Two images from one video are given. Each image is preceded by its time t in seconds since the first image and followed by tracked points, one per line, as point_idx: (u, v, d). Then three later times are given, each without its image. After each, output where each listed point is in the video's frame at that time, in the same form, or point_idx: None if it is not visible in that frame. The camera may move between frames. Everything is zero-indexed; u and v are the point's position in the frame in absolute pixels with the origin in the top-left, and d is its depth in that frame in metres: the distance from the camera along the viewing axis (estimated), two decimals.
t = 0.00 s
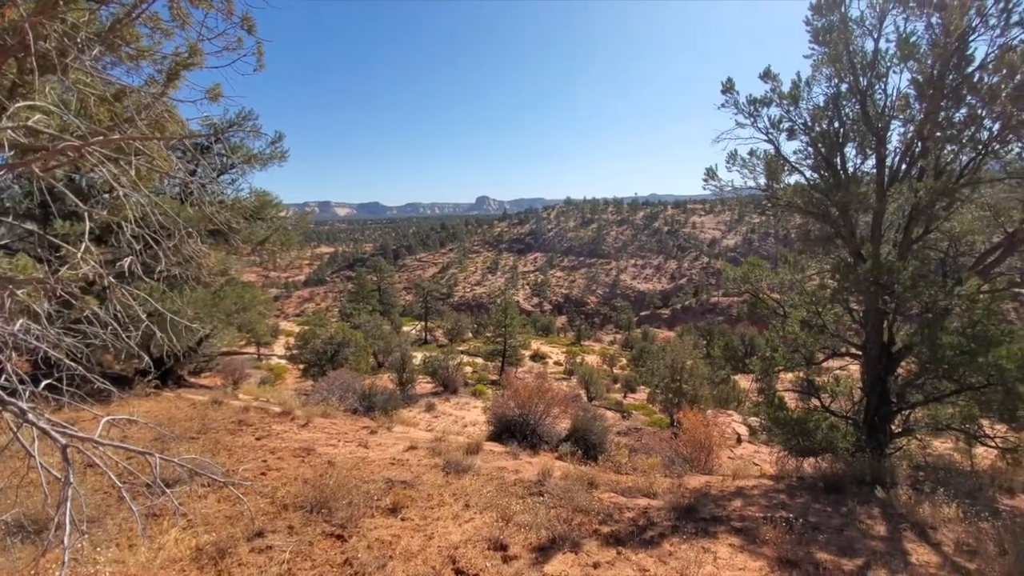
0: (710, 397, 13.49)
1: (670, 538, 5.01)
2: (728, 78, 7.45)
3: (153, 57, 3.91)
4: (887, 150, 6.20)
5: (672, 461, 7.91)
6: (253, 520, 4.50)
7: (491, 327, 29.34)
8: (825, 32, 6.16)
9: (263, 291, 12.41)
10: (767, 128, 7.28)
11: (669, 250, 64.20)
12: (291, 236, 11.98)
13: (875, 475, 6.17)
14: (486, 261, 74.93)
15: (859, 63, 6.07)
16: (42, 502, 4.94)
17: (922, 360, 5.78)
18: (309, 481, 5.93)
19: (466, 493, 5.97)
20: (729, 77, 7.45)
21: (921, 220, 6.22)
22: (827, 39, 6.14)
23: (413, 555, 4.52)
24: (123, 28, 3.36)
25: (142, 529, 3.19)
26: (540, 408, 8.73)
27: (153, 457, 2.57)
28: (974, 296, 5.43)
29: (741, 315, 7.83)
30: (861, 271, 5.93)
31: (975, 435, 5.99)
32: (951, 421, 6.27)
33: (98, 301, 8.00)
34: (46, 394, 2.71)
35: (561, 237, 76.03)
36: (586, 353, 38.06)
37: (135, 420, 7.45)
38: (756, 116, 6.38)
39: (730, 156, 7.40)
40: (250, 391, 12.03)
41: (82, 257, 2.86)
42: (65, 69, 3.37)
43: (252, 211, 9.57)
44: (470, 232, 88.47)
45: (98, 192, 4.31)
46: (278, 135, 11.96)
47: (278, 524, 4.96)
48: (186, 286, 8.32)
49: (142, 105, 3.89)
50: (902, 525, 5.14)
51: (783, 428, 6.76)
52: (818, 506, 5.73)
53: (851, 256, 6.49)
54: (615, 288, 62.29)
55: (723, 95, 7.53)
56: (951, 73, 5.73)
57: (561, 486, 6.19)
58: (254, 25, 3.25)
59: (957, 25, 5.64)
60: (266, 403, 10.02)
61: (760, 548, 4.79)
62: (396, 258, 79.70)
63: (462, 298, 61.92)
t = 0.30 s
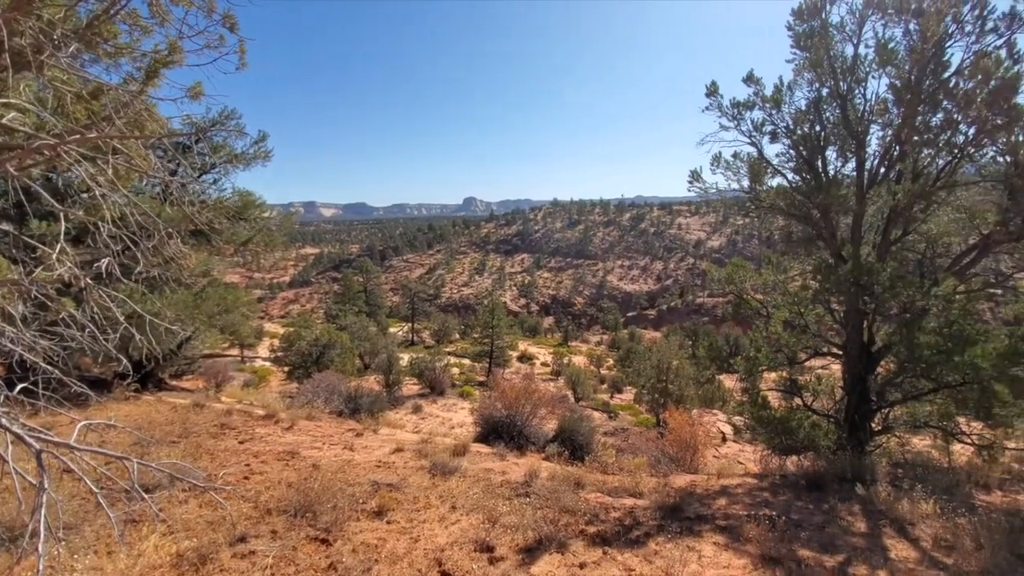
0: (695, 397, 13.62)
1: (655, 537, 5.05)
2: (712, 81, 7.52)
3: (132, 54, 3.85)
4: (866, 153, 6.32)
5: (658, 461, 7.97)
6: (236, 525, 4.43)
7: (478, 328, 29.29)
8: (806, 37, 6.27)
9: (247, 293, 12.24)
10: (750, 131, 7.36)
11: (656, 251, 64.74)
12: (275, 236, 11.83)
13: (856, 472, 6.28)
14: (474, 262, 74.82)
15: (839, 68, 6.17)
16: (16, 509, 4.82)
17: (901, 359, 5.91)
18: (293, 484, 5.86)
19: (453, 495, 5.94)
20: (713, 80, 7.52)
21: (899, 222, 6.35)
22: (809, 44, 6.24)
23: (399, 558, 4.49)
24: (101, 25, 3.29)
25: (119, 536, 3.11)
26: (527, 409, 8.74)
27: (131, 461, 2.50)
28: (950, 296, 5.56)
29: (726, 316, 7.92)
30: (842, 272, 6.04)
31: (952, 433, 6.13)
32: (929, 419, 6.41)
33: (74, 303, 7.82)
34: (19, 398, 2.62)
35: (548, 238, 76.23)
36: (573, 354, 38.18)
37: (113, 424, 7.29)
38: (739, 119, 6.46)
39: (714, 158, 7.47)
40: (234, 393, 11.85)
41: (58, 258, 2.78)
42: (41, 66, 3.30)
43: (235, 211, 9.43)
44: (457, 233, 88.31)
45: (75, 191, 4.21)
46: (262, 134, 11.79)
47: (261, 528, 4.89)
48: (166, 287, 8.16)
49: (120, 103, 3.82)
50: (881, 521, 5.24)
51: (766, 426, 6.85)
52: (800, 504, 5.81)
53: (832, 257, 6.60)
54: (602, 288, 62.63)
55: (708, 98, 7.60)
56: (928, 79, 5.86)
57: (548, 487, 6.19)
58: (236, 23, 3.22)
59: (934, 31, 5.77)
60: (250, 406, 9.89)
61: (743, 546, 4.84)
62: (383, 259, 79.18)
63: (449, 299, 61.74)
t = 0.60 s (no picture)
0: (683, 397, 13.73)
1: (643, 536, 5.07)
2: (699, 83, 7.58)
3: (113, 52, 3.79)
4: (849, 156, 6.41)
5: (646, 460, 8.01)
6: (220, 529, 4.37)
7: (467, 329, 29.24)
8: (790, 41, 6.36)
9: (233, 294, 12.09)
10: (736, 133, 7.43)
11: (644, 252, 65.17)
12: (261, 237, 11.68)
13: (840, 470, 6.36)
14: (463, 263, 74.68)
15: (822, 71, 6.26)
16: None
17: (883, 358, 6.00)
18: (279, 488, 5.79)
19: (441, 497, 5.92)
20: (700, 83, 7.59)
21: (881, 223, 6.45)
22: (793, 48, 6.32)
23: (386, 561, 4.46)
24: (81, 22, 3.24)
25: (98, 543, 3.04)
26: (516, 410, 8.74)
27: (112, 466, 2.45)
28: (931, 296, 5.66)
29: (713, 316, 7.99)
30: (826, 273, 6.12)
31: (932, 430, 6.25)
32: (911, 417, 6.51)
33: (53, 305, 7.66)
34: None
35: (538, 239, 76.38)
36: (563, 355, 38.26)
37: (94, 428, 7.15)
38: (726, 121, 6.53)
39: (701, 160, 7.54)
40: (219, 396, 11.70)
41: (36, 259, 2.71)
42: (18, 63, 3.23)
43: (220, 212, 9.30)
44: (446, 233, 88.11)
45: (54, 192, 4.12)
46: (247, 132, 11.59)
47: (246, 533, 4.83)
48: (149, 288, 8.03)
49: (101, 102, 3.76)
50: (865, 518, 5.32)
51: (753, 425, 6.93)
52: (786, 502, 5.88)
53: (816, 258, 6.69)
54: (591, 289, 62.89)
55: (694, 100, 7.66)
56: (909, 83, 5.97)
57: (537, 488, 6.19)
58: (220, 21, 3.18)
59: (915, 36, 5.88)
60: (235, 409, 9.76)
61: (730, 544, 4.88)
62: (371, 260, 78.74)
63: (438, 300, 61.56)
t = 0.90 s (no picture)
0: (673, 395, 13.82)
1: (634, 535, 5.08)
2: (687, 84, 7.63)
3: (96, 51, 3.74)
4: (835, 156, 6.49)
5: (637, 459, 8.05)
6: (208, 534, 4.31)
7: (458, 330, 29.18)
8: (777, 43, 6.43)
9: (220, 296, 11.95)
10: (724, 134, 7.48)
11: (634, 252, 65.50)
12: (248, 237, 11.53)
13: (827, 466, 6.44)
14: (454, 263, 74.56)
15: (809, 73, 6.32)
16: None
17: (869, 356, 6.08)
18: (269, 491, 5.74)
19: (432, 498, 5.90)
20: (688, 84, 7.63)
21: (867, 222, 6.54)
22: (780, 49, 6.39)
23: (377, 564, 4.43)
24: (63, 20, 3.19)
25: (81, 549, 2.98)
26: (507, 410, 8.73)
27: (95, 472, 2.40)
28: (915, 294, 5.75)
29: (702, 315, 8.05)
30: (814, 272, 6.18)
31: (918, 426, 6.34)
32: (896, 413, 6.61)
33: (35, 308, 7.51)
34: None
35: (528, 239, 76.42)
36: (553, 355, 38.34)
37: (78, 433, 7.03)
38: (714, 121, 6.57)
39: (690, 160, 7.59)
40: (207, 399, 11.56)
41: (17, 260, 2.65)
42: None
43: (206, 212, 9.18)
44: (437, 233, 87.89)
45: (35, 192, 4.03)
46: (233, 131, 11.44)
47: (235, 537, 4.78)
48: (134, 290, 7.91)
49: (84, 101, 3.70)
50: (852, 514, 5.39)
51: (742, 423, 6.99)
52: (775, 499, 5.94)
53: (803, 257, 6.76)
54: (582, 288, 63.08)
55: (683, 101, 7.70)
56: (894, 84, 6.05)
57: (528, 488, 6.19)
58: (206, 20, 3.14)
59: (899, 38, 5.97)
60: (223, 412, 9.65)
61: (720, 542, 4.92)
62: (361, 261, 78.34)
63: (429, 300, 61.39)
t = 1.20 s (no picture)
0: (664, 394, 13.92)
1: (626, 533, 5.10)
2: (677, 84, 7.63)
3: (79, 49, 3.69)
4: (822, 156, 6.55)
5: (629, 457, 8.08)
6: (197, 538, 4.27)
7: (450, 330, 29.13)
8: (764, 43, 6.49)
9: (209, 297, 11.82)
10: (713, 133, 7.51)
11: (625, 251, 65.79)
12: (237, 237, 11.34)
13: (816, 463, 6.51)
14: (445, 263, 74.39)
15: (796, 73, 6.38)
16: None
17: (857, 353, 6.15)
18: (258, 494, 5.69)
19: (424, 499, 5.89)
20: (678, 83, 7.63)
21: (853, 221, 6.61)
22: (767, 50, 6.46)
23: (369, 566, 4.41)
24: (46, 18, 3.14)
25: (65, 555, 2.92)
26: (499, 410, 8.73)
27: (79, 475, 2.36)
28: (900, 292, 5.82)
29: (693, 314, 8.09)
30: (801, 270, 6.23)
31: (904, 422, 6.43)
32: (883, 410, 6.70)
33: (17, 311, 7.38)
34: None
35: (520, 239, 76.43)
36: (545, 354, 38.41)
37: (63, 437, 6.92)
38: (702, 121, 6.61)
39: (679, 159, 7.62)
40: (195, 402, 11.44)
41: None
42: None
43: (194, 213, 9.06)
44: (428, 233, 87.67)
45: (17, 192, 3.95)
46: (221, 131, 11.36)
47: (224, 541, 4.73)
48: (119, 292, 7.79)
49: (68, 100, 3.66)
50: (841, 510, 5.45)
51: (732, 421, 7.05)
52: (764, 496, 5.99)
53: (791, 256, 6.81)
54: (573, 288, 63.25)
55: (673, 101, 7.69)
56: (879, 84, 6.12)
57: (520, 488, 6.19)
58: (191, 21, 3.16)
59: (884, 39, 6.04)
60: (212, 414, 9.55)
61: (711, 539, 4.95)
62: (352, 261, 77.95)
63: (420, 300, 61.21)
